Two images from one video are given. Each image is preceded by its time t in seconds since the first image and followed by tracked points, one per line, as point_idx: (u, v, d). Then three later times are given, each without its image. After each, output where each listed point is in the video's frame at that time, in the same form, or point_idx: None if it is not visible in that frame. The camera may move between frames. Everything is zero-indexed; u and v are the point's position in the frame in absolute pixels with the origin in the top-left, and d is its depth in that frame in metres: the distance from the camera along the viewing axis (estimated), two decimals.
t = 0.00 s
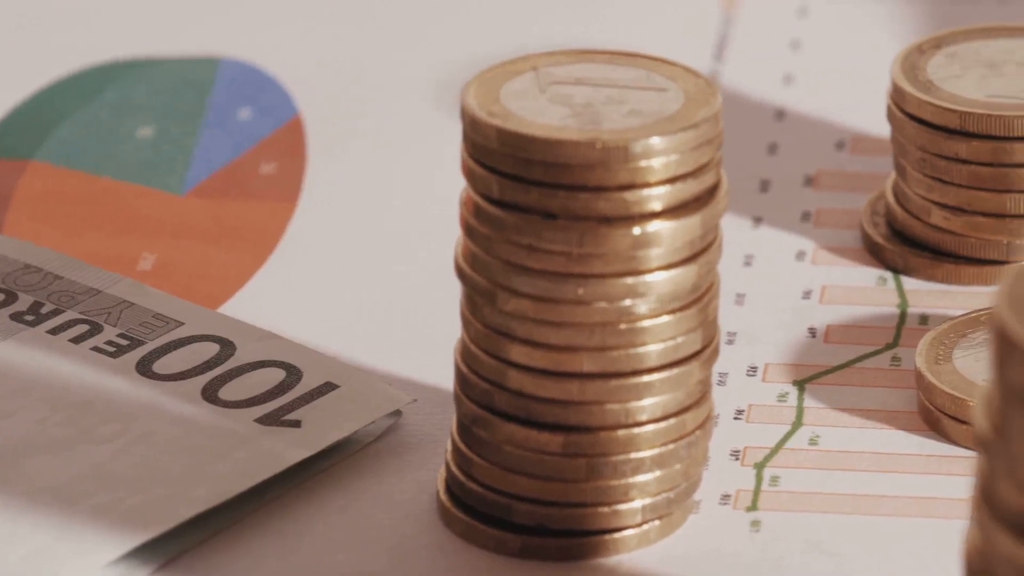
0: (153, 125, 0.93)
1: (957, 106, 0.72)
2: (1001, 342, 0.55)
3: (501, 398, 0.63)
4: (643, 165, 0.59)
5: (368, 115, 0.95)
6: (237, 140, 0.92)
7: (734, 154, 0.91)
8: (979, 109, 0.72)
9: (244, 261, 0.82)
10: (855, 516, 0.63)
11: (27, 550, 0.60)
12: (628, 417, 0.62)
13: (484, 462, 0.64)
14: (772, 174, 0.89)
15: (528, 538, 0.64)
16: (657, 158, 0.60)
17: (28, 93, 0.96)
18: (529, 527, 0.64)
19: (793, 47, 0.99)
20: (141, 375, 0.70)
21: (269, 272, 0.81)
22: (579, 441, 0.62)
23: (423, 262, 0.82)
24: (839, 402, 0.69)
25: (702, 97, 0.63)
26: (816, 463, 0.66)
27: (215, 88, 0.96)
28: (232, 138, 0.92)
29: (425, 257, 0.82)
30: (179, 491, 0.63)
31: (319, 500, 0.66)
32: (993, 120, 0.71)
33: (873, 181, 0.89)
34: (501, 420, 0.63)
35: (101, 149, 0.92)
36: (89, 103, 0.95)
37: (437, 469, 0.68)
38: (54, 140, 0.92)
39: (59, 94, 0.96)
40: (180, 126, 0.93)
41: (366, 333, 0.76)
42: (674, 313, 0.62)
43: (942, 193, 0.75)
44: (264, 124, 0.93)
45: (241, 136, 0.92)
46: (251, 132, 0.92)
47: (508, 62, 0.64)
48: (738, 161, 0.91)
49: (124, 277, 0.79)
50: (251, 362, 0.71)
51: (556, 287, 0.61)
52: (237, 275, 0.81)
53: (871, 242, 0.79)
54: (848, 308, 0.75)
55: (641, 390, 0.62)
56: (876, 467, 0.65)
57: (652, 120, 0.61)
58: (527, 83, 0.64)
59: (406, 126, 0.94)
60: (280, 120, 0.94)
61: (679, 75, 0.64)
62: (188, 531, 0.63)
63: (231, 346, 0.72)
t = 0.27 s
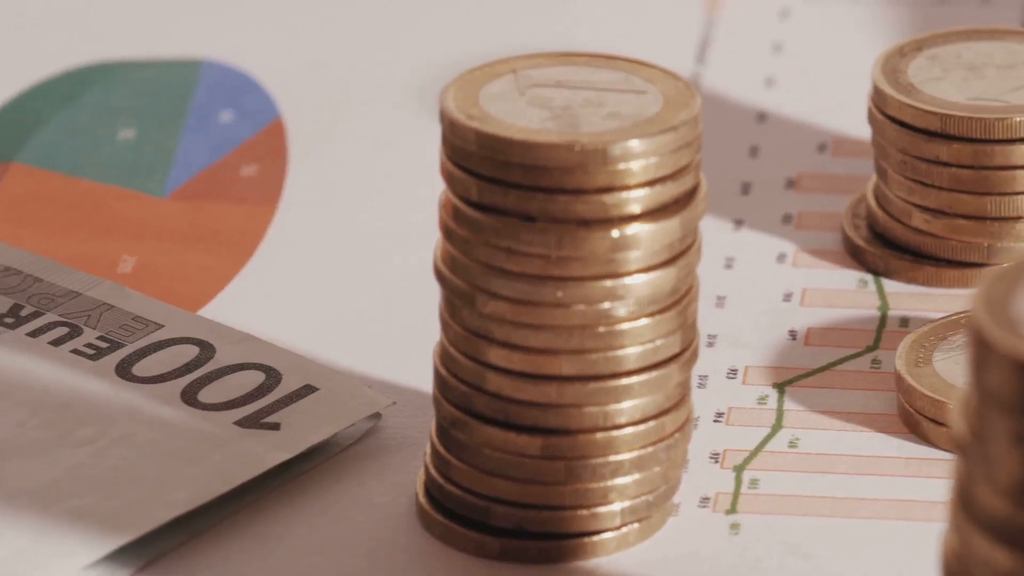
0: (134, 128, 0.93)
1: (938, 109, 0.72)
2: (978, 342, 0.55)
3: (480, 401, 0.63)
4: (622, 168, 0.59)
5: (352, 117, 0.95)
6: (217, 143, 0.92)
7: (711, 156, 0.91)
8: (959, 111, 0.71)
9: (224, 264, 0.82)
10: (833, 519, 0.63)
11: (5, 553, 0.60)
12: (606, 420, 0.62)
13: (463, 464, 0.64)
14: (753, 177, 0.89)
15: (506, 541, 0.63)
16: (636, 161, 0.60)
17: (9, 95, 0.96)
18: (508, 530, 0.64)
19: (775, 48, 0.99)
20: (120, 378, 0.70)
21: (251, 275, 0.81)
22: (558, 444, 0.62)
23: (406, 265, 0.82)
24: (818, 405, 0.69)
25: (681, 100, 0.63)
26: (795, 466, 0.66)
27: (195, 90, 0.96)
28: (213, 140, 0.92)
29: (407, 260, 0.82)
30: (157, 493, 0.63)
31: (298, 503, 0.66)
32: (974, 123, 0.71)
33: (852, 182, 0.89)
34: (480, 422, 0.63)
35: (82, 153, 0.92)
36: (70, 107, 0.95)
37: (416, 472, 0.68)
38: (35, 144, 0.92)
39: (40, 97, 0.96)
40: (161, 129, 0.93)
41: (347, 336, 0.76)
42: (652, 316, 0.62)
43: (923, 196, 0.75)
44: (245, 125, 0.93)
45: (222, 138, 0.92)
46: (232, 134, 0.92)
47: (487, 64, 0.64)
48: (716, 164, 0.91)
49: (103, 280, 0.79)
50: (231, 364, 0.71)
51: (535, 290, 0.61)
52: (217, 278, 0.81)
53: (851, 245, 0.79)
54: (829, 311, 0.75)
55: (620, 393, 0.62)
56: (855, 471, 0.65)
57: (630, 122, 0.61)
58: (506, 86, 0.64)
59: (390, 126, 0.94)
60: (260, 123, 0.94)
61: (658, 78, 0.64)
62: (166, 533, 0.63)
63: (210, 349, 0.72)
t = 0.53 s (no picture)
0: (112, 131, 0.93)
1: (914, 111, 0.72)
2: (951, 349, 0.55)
3: (455, 404, 0.63)
4: (597, 171, 0.59)
5: (334, 119, 0.95)
6: (195, 146, 0.92)
7: (687, 159, 0.91)
8: (936, 114, 0.71)
9: (201, 266, 0.82)
10: (810, 522, 0.63)
11: None
12: (582, 423, 0.62)
13: (439, 468, 0.64)
14: (732, 179, 0.89)
15: (482, 544, 0.63)
16: (611, 164, 0.60)
17: None
18: (483, 533, 0.64)
19: (754, 51, 0.99)
20: (96, 381, 0.70)
21: (230, 277, 0.81)
22: (534, 447, 0.62)
23: (385, 267, 0.82)
24: (795, 408, 0.69)
25: (656, 103, 0.63)
26: (771, 469, 0.66)
27: (174, 93, 0.96)
28: (191, 143, 0.92)
29: (386, 262, 0.82)
30: (133, 497, 0.63)
31: (275, 506, 0.66)
32: (951, 125, 0.71)
33: (830, 185, 0.88)
34: (456, 425, 0.63)
35: (60, 156, 0.92)
36: (49, 110, 0.95)
37: (392, 475, 0.68)
38: (13, 148, 0.93)
39: (19, 101, 0.96)
40: (140, 132, 0.93)
41: (325, 339, 0.76)
42: (628, 319, 0.62)
43: (900, 199, 0.75)
44: (223, 128, 0.93)
45: (200, 141, 0.92)
46: (210, 137, 0.92)
47: (462, 67, 0.64)
48: (690, 166, 0.90)
49: (80, 283, 0.78)
50: (207, 367, 0.71)
51: (510, 293, 0.61)
52: (194, 280, 0.80)
53: (829, 247, 0.79)
54: (807, 313, 0.75)
55: (596, 396, 0.62)
56: (831, 474, 0.65)
57: (606, 125, 0.61)
58: (481, 89, 0.64)
59: (370, 127, 0.94)
60: (239, 125, 0.94)
61: (633, 81, 0.64)
62: (142, 537, 0.63)
63: (186, 351, 0.72)
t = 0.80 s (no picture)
0: (88, 134, 0.93)
1: (889, 115, 0.72)
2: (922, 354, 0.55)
3: (427, 408, 0.63)
4: (568, 175, 0.59)
5: (314, 122, 0.95)
6: (171, 148, 0.92)
7: (662, 161, 0.90)
8: (911, 117, 0.71)
9: (175, 269, 0.82)
10: (782, 526, 0.63)
11: None
12: (554, 428, 0.62)
13: (411, 472, 0.64)
14: (707, 183, 0.88)
15: (453, 549, 0.63)
16: (583, 168, 0.60)
17: None
18: (455, 538, 0.64)
19: (730, 54, 0.99)
20: (69, 385, 0.70)
21: (206, 281, 0.81)
22: (505, 451, 0.62)
23: (361, 270, 0.82)
24: (768, 412, 0.69)
25: (628, 106, 0.63)
26: (744, 473, 0.65)
27: (150, 99, 0.96)
28: (167, 147, 0.92)
29: (363, 265, 0.82)
30: (104, 501, 0.63)
31: (247, 510, 0.66)
32: (925, 128, 0.71)
33: (806, 188, 0.88)
34: (428, 429, 0.63)
35: (36, 158, 0.91)
36: (25, 113, 0.95)
37: (364, 479, 0.67)
38: None
39: None
40: (115, 136, 0.93)
41: (300, 343, 0.76)
42: (600, 323, 0.62)
43: (875, 203, 0.75)
44: (198, 131, 0.93)
45: (176, 145, 0.92)
46: (186, 141, 0.92)
47: (434, 71, 0.64)
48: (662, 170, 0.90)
49: (53, 286, 0.78)
50: (179, 371, 0.71)
51: (482, 297, 0.61)
52: (167, 284, 0.80)
53: (804, 251, 0.79)
54: (782, 317, 0.75)
55: (568, 400, 0.62)
56: (803, 478, 0.65)
57: (578, 129, 0.61)
58: (453, 92, 0.64)
59: (348, 131, 0.94)
60: (214, 128, 0.94)
61: (606, 84, 0.64)
62: (113, 541, 0.63)
63: (159, 355, 0.72)
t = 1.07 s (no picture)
0: (73, 136, 0.93)
1: (875, 117, 0.72)
2: (905, 356, 0.55)
3: (410, 410, 0.63)
4: (552, 177, 0.59)
5: (302, 124, 0.95)
6: (156, 151, 0.92)
7: (646, 165, 0.90)
8: (896, 119, 0.71)
9: (159, 272, 0.82)
10: (765, 528, 0.63)
11: None
12: (537, 430, 0.62)
13: (394, 474, 0.64)
14: (692, 186, 0.88)
15: (436, 551, 0.63)
16: (566, 170, 0.60)
17: None
18: (437, 540, 0.64)
19: (717, 55, 0.99)
20: (53, 387, 0.70)
21: (192, 283, 0.81)
22: (488, 454, 0.62)
23: (347, 272, 0.82)
24: (752, 414, 0.68)
25: (611, 108, 0.63)
26: (728, 475, 0.65)
27: (135, 101, 0.96)
28: (152, 149, 0.92)
29: (348, 267, 0.82)
30: (87, 503, 0.63)
31: (231, 512, 0.66)
32: (910, 130, 0.71)
33: (792, 190, 0.87)
34: (412, 432, 0.63)
35: (21, 159, 0.91)
36: (11, 115, 0.95)
37: (347, 481, 0.67)
38: None
39: None
40: (100, 138, 0.93)
41: (286, 345, 0.76)
42: (583, 326, 0.62)
43: (860, 204, 0.75)
44: (183, 134, 0.93)
45: (160, 147, 0.92)
46: (171, 143, 0.92)
47: (418, 72, 0.64)
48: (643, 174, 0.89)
49: (37, 289, 0.78)
50: (163, 373, 0.71)
51: (465, 299, 0.60)
52: (151, 286, 0.80)
53: (788, 253, 0.79)
54: (767, 319, 0.75)
55: (551, 403, 0.62)
56: (787, 480, 0.65)
57: (561, 131, 0.61)
58: (437, 94, 0.64)
59: (336, 132, 0.94)
60: (199, 130, 0.94)
61: (589, 86, 0.64)
62: (96, 543, 0.63)
63: (144, 357, 0.72)
